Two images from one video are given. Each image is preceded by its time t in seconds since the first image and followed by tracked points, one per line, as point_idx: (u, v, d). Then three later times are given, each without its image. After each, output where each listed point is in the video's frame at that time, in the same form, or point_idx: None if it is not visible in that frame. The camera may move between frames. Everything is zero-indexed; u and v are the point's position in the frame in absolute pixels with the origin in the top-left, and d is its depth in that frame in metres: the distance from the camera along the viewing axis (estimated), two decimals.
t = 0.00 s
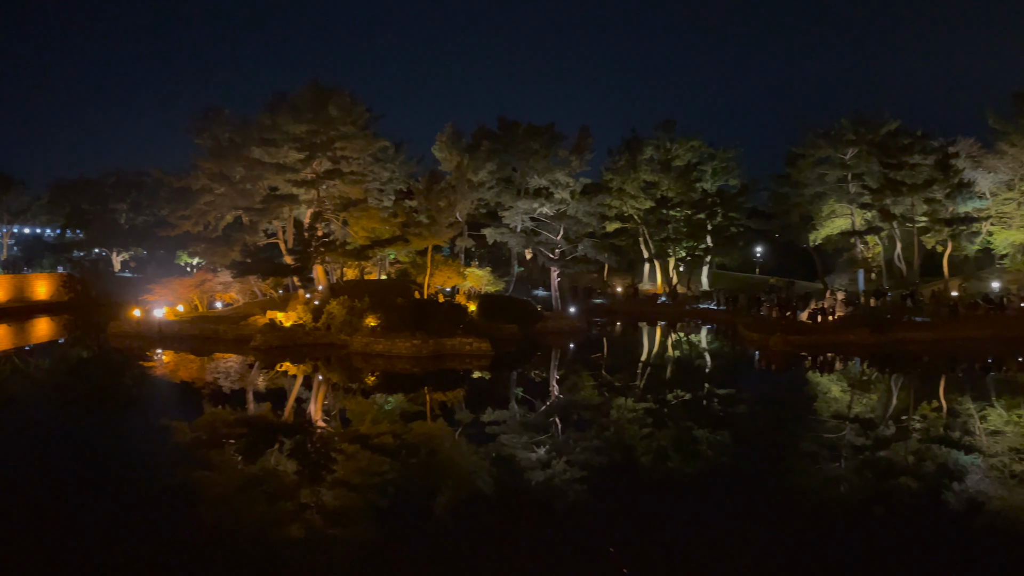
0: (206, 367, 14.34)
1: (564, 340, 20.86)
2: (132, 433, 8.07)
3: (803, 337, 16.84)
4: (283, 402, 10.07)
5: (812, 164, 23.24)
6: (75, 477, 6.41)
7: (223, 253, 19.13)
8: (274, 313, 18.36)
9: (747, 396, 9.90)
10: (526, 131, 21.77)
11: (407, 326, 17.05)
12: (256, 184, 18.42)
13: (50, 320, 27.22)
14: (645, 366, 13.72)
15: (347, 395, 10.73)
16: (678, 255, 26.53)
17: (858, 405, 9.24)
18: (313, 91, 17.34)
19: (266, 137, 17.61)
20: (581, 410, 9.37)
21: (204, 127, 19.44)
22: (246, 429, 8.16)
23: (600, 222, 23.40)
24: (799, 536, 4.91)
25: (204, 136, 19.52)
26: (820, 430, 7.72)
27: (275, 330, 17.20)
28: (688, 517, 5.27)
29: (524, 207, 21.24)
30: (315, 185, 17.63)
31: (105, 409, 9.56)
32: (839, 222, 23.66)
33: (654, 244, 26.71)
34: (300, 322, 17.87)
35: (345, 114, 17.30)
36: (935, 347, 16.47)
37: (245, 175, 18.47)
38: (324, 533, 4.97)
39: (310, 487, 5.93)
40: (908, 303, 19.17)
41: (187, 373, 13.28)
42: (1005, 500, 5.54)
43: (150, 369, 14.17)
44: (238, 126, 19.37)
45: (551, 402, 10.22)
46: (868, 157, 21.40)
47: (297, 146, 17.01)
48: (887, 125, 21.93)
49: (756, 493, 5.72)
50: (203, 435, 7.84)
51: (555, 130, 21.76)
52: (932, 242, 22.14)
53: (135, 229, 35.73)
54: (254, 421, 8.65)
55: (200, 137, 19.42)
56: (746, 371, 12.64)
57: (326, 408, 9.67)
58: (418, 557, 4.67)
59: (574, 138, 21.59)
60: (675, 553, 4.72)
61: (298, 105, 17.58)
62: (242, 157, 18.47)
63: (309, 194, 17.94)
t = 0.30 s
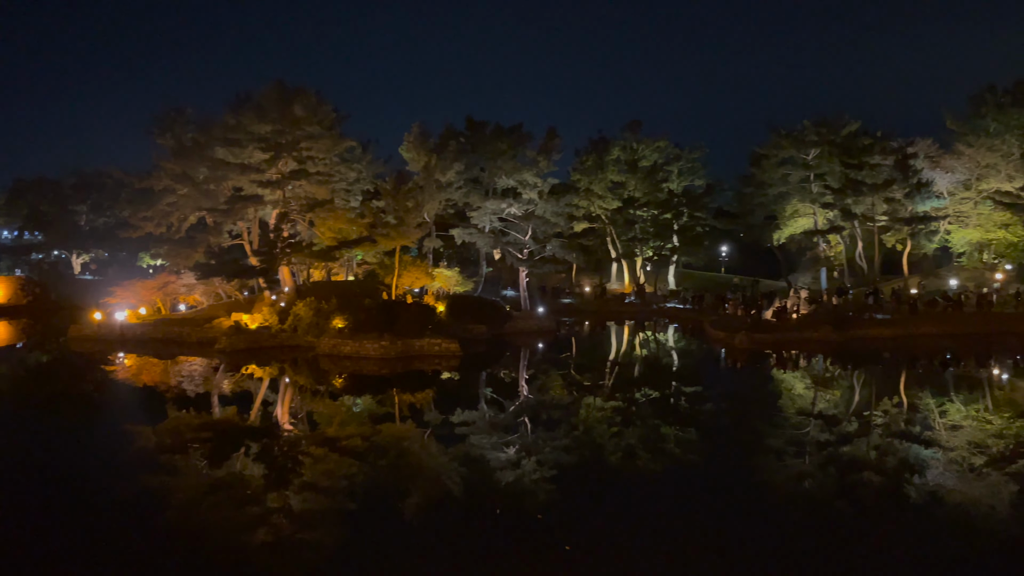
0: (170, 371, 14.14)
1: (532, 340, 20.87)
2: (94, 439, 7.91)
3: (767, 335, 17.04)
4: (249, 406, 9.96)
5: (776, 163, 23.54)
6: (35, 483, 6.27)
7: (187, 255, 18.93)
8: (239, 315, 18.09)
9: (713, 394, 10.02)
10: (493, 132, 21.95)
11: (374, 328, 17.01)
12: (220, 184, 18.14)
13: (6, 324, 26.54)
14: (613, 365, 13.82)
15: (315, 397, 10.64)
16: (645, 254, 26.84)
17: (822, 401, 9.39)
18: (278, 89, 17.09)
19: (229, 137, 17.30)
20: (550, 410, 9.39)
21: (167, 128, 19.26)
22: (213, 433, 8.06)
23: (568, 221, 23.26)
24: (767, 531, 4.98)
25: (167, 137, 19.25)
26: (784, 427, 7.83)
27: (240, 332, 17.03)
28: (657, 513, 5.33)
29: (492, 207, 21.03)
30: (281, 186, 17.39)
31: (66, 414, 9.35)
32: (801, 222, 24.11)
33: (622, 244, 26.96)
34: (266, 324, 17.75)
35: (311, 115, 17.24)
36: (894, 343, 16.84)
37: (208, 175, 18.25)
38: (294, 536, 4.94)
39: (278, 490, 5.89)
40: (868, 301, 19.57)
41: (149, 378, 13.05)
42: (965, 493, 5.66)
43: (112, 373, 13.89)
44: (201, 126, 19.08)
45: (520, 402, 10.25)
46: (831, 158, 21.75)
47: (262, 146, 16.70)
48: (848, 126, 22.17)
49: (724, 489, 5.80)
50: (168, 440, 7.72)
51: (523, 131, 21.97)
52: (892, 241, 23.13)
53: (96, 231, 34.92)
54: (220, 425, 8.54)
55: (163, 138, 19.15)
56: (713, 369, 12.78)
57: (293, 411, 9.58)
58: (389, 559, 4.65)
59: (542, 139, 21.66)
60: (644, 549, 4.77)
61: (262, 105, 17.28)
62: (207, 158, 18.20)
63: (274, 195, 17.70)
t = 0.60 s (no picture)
0: (129, 376, 13.83)
1: (497, 339, 20.99)
2: (48, 446, 7.70)
3: (730, 334, 17.22)
4: (211, 410, 9.81)
5: (737, 165, 24.16)
6: None
7: (146, 257, 18.77)
8: (199, 318, 17.70)
9: (678, 392, 10.12)
10: (458, 133, 21.95)
11: (340, 330, 16.87)
12: (179, 185, 17.93)
13: None
14: (580, 365, 13.88)
15: (279, 401, 10.51)
16: (611, 255, 27.09)
17: (784, 399, 9.54)
18: (238, 89, 16.90)
19: (189, 137, 17.00)
20: (517, 410, 9.41)
21: (124, 128, 18.89)
22: (174, 438, 7.91)
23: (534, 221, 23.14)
24: (731, 528, 5.03)
25: (125, 137, 18.92)
26: (747, 425, 7.91)
27: (201, 336, 16.71)
28: (623, 512, 5.36)
29: (458, 208, 21.08)
30: (242, 186, 16.90)
31: (19, 421, 9.09)
32: (763, 221, 25.19)
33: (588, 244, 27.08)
34: (227, 327, 17.33)
35: (272, 115, 17.00)
36: (854, 341, 17.17)
37: (167, 176, 18.03)
38: (257, 542, 4.87)
39: (240, 496, 5.80)
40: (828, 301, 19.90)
41: (107, 383, 12.74)
42: (922, 487, 5.79)
43: (68, 379, 13.54)
44: (159, 126, 18.79)
45: (486, 402, 10.25)
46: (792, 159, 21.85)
47: (223, 146, 16.39)
48: (806, 129, 22.59)
49: (690, 487, 5.85)
50: (127, 446, 7.56)
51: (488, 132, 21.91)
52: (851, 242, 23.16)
53: (52, 233, 33.99)
54: (181, 430, 8.39)
55: (120, 138, 18.76)
56: (677, 368, 12.91)
57: (256, 415, 9.45)
58: (354, 563, 4.61)
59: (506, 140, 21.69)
60: (610, 547, 4.79)
61: (222, 104, 17.03)
62: (166, 158, 17.86)
63: (235, 195, 17.28)
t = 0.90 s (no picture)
0: (87, 380, 13.49)
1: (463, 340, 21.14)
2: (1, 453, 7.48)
3: (695, 334, 17.46)
4: (172, 414, 9.64)
5: (700, 166, 24.52)
6: None
7: (103, 259, 18.27)
8: (159, 321, 17.34)
9: (643, 392, 10.21)
10: (424, 132, 21.65)
11: (304, 332, 16.69)
12: (138, 185, 17.47)
13: None
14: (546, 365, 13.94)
15: (242, 404, 10.37)
16: (577, 255, 27.26)
17: (747, 397, 9.66)
18: (198, 88, 16.62)
19: (148, 137, 16.64)
20: (483, 411, 9.41)
21: (80, 127, 18.43)
22: (134, 444, 7.75)
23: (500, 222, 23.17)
24: (695, 524, 5.09)
25: (81, 136, 18.42)
26: (711, 423, 8.01)
27: (161, 338, 16.40)
28: (590, 510, 5.39)
29: (423, 210, 21.08)
30: (203, 186, 16.71)
31: None
32: (725, 222, 25.27)
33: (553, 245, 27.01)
34: (188, 330, 17.04)
35: (234, 114, 16.86)
36: (815, 341, 17.45)
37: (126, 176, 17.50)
38: (221, 547, 4.81)
39: (203, 500, 5.71)
40: (790, 300, 20.21)
41: (64, 387, 12.41)
42: (882, 483, 5.91)
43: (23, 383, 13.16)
44: (117, 125, 18.40)
45: (452, 404, 10.23)
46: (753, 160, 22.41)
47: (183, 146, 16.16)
48: (769, 130, 22.94)
49: (656, 484, 5.91)
50: (84, 452, 7.39)
51: (453, 132, 21.80)
52: (811, 242, 23.42)
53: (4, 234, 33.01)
54: (141, 435, 8.22)
55: (76, 137, 18.30)
56: (641, 367, 13.06)
57: (218, 419, 9.30)
58: (320, 566, 4.57)
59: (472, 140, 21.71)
60: (577, 545, 4.82)
61: (182, 103, 16.77)
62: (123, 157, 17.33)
63: (196, 196, 17.12)
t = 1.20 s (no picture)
0: (44, 384, 13.13)
1: (430, 342, 21.13)
2: None
3: (660, 333, 17.65)
4: (132, 418, 9.46)
5: (665, 168, 24.66)
6: None
7: (61, 260, 17.93)
8: (118, 324, 16.92)
9: (609, 391, 10.30)
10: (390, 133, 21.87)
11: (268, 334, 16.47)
12: (97, 185, 17.03)
13: None
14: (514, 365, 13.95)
15: (205, 408, 10.21)
16: (543, 255, 27.44)
17: (711, 396, 9.79)
18: (160, 87, 16.21)
19: (107, 135, 16.33)
20: (450, 412, 9.40)
21: (35, 124, 17.93)
22: (93, 449, 7.59)
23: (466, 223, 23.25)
24: (662, 522, 5.14)
25: (37, 135, 17.94)
26: (676, 422, 8.10)
27: (121, 341, 16.09)
28: (558, 510, 5.42)
29: (389, 210, 20.82)
30: (164, 186, 16.67)
31: None
32: (690, 223, 25.65)
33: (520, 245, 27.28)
34: (148, 332, 16.71)
35: (196, 113, 16.54)
36: (779, 340, 17.70)
37: (83, 176, 17.07)
38: (184, 553, 4.73)
39: (165, 505, 5.62)
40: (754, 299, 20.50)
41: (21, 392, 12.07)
42: (842, 479, 6.03)
43: None
44: (75, 124, 18.06)
45: (419, 405, 10.22)
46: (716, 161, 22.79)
47: (143, 145, 15.93)
48: (731, 133, 23.05)
49: (623, 483, 5.96)
50: (42, 457, 7.22)
51: (420, 132, 21.85)
52: (772, 242, 23.64)
53: None
54: (101, 440, 8.06)
55: (31, 136, 17.84)
56: (606, 367, 13.16)
57: (180, 422, 9.16)
58: (286, 571, 4.52)
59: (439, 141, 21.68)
60: (544, 545, 4.84)
61: (141, 101, 16.37)
62: (82, 157, 17.06)
63: (156, 195, 16.97)
